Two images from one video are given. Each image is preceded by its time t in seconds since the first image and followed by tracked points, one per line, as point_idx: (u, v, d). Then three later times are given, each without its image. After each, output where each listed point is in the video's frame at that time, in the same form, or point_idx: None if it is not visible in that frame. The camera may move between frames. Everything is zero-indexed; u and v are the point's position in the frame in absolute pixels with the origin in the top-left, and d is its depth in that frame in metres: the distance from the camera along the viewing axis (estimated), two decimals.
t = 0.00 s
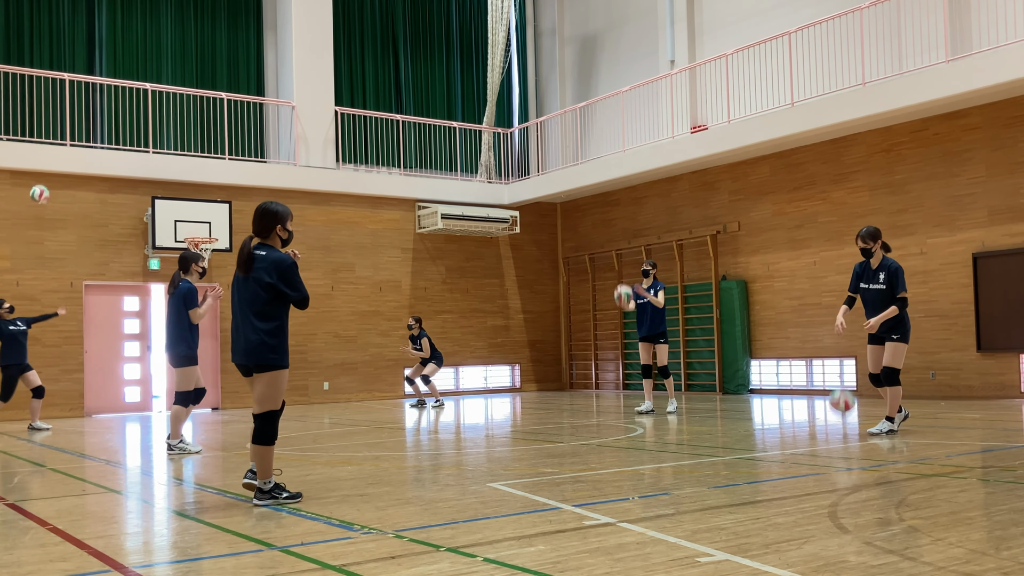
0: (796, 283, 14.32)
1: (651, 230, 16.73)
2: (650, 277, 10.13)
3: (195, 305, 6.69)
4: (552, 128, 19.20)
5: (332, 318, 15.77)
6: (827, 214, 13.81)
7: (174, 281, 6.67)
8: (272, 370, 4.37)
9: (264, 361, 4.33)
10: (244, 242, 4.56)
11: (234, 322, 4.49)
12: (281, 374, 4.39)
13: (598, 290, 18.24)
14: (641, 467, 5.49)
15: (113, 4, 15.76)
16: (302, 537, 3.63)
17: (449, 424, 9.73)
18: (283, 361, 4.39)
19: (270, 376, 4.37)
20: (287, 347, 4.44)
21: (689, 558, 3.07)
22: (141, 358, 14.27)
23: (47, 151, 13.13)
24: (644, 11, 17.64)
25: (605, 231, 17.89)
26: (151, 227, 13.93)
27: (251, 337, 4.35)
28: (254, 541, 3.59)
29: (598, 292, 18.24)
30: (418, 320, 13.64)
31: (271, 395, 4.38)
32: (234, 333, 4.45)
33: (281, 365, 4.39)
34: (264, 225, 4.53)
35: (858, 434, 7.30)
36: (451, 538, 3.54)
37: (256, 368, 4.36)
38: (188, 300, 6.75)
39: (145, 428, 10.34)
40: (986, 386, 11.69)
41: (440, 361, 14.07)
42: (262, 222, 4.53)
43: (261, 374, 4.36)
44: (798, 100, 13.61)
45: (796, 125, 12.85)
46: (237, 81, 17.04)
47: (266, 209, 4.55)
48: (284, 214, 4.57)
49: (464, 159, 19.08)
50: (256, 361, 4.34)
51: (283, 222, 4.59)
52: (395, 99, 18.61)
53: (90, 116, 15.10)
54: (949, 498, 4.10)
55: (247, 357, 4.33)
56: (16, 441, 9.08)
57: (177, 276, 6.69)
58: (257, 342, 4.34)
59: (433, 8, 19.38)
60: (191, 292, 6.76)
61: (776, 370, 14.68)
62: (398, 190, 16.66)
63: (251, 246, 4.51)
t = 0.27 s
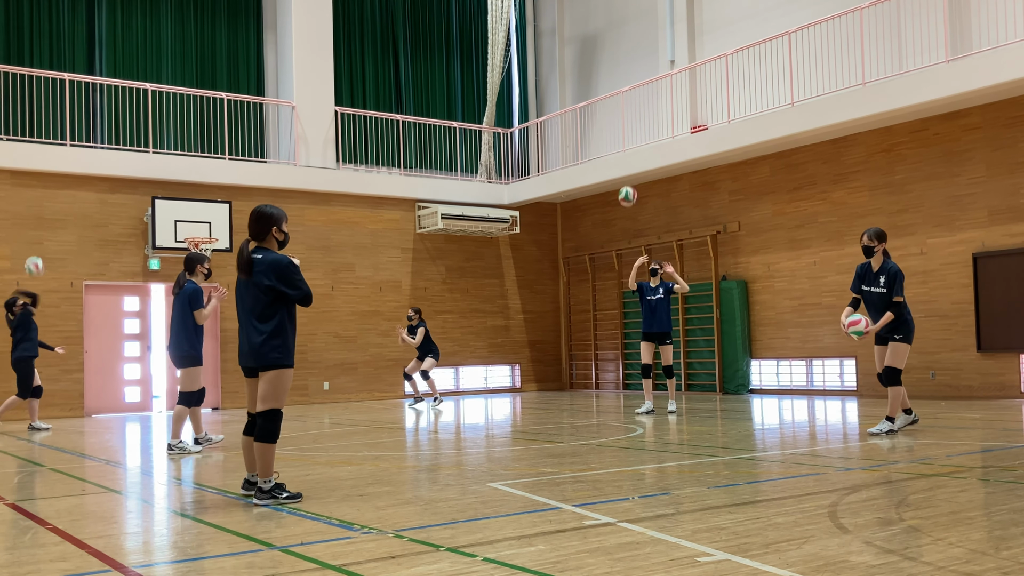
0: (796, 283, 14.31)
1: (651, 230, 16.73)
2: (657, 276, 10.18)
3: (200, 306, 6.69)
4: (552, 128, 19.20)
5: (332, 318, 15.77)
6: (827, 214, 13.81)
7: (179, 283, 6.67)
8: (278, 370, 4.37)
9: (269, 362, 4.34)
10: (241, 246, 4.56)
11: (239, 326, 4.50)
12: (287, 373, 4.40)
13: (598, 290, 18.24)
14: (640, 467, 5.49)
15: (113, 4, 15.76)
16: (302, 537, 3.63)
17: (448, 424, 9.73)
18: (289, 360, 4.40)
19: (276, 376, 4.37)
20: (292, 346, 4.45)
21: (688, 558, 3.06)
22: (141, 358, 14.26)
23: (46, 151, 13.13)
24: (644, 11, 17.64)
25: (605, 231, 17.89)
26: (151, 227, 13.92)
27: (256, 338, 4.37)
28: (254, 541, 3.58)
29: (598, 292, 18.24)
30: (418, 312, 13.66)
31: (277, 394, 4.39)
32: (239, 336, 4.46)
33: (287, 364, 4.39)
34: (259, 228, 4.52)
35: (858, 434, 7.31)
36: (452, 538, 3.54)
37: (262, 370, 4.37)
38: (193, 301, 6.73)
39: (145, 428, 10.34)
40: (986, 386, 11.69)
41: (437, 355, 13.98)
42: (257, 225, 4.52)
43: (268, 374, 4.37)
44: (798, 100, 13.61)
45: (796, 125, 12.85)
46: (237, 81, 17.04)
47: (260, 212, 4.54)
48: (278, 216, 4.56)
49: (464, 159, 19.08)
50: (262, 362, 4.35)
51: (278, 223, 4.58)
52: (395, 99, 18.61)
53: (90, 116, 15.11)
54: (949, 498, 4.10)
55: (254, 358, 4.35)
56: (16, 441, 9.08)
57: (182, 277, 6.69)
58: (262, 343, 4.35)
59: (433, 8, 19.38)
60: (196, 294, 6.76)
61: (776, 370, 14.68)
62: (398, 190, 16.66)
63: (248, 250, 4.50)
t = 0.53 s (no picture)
0: (796, 283, 14.32)
1: (650, 230, 16.73)
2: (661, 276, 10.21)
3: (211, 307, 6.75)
4: (552, 128, 19.20)
5: (332, 318, 15.78)
6: (827, 214, 13.81)
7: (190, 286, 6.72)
8: (276, 370, 4.38)
9: (267, 362, 4.35)
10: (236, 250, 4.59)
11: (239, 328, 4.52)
12: (286, 372, 4.40)
13: (598, 290, 18.24)
14: (640, 467, 5.49)
15: (113, 5, 15.76)
16: (302, 537, 3.63)
17: (449, 424, 9.73)
18: (287, 360, 4.40)
19: (276, 376, 4.38)
20: (289, 345, 4.44)
21: (688, 558, 3.07)
22: (140, 358, 14.26)
23: (46, 151, 13.13)
24: (645, 11, 17.64)
25: (605, 231, 17.89)
26: (152, 227, 13.92)
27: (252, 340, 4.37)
28: (254, 541, 3.58)
29: (598, 292, 18.24)
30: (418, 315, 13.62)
31: (280, 394, 4.40)
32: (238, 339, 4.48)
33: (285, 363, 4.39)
34: (251, 231, 4.53)
35: (858, 434, 7.31)
36: (452, 538, 3.54)
37: (261, 370, 4.38)
38: (204, 301, 6.80)
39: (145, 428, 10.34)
40: (986, 386, 11.69)
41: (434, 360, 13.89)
42: (249, 228, 4.53)
43: (267, 375, 4.38)
44: (798, 99, 13.61)
45: (796, 125, 12.85)
46: (237, 81, 17.03)
47: (252, 215, 4.55)
48: (269, 217, 4.55)
49: (464, 159, 19.08)
50: (259, 363, 4.36)
51: (270, 224, 4.57)
52: (395, 99, 18.61)
53: (90, 116, 15.10)
54: (949, 498, 4.10)
55: (251, 360, 4.36)
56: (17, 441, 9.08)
57: (192, 280, 6.72)
58: (258, 344, 4.36)
59: (433, 9, 19.38)
60: (207, 296, 6.82)
61: (776, 370, 14.68)
62: (398, 190, 16.66)
63: (242, 253, 4.53)
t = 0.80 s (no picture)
0: (796, 283, 14.32)
1: (650, 230, 16.73)
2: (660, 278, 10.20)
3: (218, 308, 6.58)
4: (552, 128, 19.19)
5: (332, 318, 15.78)
6: (827, 213, 13.81)
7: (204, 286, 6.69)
8: (276, 368, 4.37)
9: (266, 361, 4.35)
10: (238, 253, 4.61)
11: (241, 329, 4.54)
12: (286, 371, 4.38)
13: (598, 290, 18.24)
14: (640, 467, 5.49)
15: (113, 5, 15.76)
16: (302, 537, 3.63)
17: (449, 424, 9.72)
18: (286, 358, 4.39)
19: (276, 373, 4.36)
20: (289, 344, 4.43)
21: (688, 558, 3.07)
22: (140, 358, 14.26)
23: (46, 151, 13.12)
24: (645, 11, 17.64)
25: (605, 231, 17.89)
26: (152, 227, 13.92)
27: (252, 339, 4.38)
28: (254, 541, 3.58)
29: (598, 292, 18.24)
30: (414, 307, 13.87)
31: (283, 390, 4.38)
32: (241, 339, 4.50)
33: (285, 360, 4.38)
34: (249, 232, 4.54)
35: (859, 434, 7.30)
36: (452, 538, 3.54)
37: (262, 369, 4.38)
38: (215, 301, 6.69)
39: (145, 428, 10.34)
40: (986, 386, 11.69)
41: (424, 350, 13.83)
42: (247, 230, 4.55)
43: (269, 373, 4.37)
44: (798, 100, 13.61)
45: (796, 125, 12.84)
46: (237, 82, 17.03)
47: (249, 218, 4.56)
48: (267, 218, 4.55)
49: (464, 159, 19.07)
50: (259, 362, 4.36)
51: (268, 225, 4.57)
52: (395, 100, 18.61)
53: (90, 116, 15.11)
54: (948, 499, 4.10)
55: (251, 360, 4.37)
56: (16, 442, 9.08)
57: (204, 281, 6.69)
58: (257, 343, 4.37)
59: (433, 9, 19.38)
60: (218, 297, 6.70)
61: (776, 370, 14.68)
62: (398, 190, 16.66)
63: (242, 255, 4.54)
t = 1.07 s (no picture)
0: (796, 283, 14.32)
1: (650, 230, 16.73)
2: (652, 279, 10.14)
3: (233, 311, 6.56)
4: (552, 127, 19.19)
5: (332, 318, 15.78)
6: (827, 213, 13.81)
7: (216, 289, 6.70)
8: (286, 371, 4.36)
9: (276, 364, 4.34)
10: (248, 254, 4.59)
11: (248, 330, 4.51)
12: (295, 374, 4.38)
13: (598, 290, 18.24)
14: (640, 467, 5.48)
15: (113, 5, 15.76)
16: (302, 537, 3.63)
17: (449, 423, 9.72)
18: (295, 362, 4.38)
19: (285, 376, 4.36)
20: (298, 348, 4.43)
21: (688, 558, 3.06)
22: (140, 358, 14.26)
23: (46, 151, 13.12)
24: (644, 11, 17.64)
25: (605, 231, 17.89)
26: (151, 227, 13.92)
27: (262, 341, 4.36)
28: (254, 541, 3.58)
29: (598, 292, 18.23)
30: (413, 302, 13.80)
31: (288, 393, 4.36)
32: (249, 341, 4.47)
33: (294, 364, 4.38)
34: (261, 234, 4.53)
35: (858, 434, 7.31)
36: (452, 538, 3.53)
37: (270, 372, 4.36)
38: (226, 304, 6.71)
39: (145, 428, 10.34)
40: (986, 386, 11.69)
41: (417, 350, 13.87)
42: (258, 232, 4.54)
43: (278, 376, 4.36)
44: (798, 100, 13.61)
45: (796, 125, 12.84)
46: (237, 82, 17.03)
47: (260, 219, 4.55)
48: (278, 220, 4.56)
49: (464, 159, 19.07)
50: (268, 364, 4.35)
51: (279, 227, 4.58)
52: (395, 100, 18.61)
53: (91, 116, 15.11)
54: (948, 499, 4.10)
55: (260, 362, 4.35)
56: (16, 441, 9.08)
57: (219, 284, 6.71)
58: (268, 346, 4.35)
59: (433, 10, 19.38)
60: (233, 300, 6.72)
61: (776, 370, 14.68)
62: (398, 190, 16.66)
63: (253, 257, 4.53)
